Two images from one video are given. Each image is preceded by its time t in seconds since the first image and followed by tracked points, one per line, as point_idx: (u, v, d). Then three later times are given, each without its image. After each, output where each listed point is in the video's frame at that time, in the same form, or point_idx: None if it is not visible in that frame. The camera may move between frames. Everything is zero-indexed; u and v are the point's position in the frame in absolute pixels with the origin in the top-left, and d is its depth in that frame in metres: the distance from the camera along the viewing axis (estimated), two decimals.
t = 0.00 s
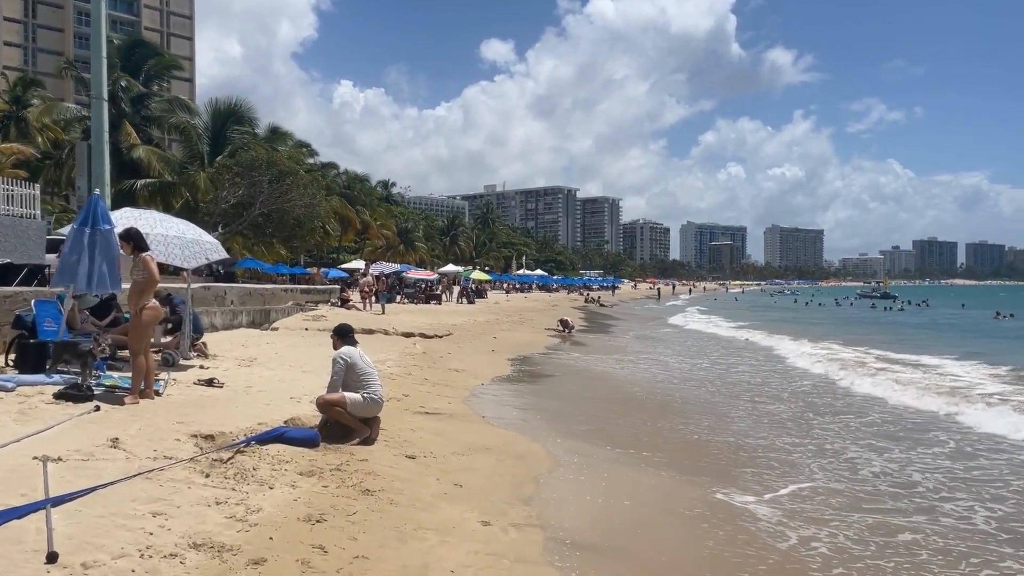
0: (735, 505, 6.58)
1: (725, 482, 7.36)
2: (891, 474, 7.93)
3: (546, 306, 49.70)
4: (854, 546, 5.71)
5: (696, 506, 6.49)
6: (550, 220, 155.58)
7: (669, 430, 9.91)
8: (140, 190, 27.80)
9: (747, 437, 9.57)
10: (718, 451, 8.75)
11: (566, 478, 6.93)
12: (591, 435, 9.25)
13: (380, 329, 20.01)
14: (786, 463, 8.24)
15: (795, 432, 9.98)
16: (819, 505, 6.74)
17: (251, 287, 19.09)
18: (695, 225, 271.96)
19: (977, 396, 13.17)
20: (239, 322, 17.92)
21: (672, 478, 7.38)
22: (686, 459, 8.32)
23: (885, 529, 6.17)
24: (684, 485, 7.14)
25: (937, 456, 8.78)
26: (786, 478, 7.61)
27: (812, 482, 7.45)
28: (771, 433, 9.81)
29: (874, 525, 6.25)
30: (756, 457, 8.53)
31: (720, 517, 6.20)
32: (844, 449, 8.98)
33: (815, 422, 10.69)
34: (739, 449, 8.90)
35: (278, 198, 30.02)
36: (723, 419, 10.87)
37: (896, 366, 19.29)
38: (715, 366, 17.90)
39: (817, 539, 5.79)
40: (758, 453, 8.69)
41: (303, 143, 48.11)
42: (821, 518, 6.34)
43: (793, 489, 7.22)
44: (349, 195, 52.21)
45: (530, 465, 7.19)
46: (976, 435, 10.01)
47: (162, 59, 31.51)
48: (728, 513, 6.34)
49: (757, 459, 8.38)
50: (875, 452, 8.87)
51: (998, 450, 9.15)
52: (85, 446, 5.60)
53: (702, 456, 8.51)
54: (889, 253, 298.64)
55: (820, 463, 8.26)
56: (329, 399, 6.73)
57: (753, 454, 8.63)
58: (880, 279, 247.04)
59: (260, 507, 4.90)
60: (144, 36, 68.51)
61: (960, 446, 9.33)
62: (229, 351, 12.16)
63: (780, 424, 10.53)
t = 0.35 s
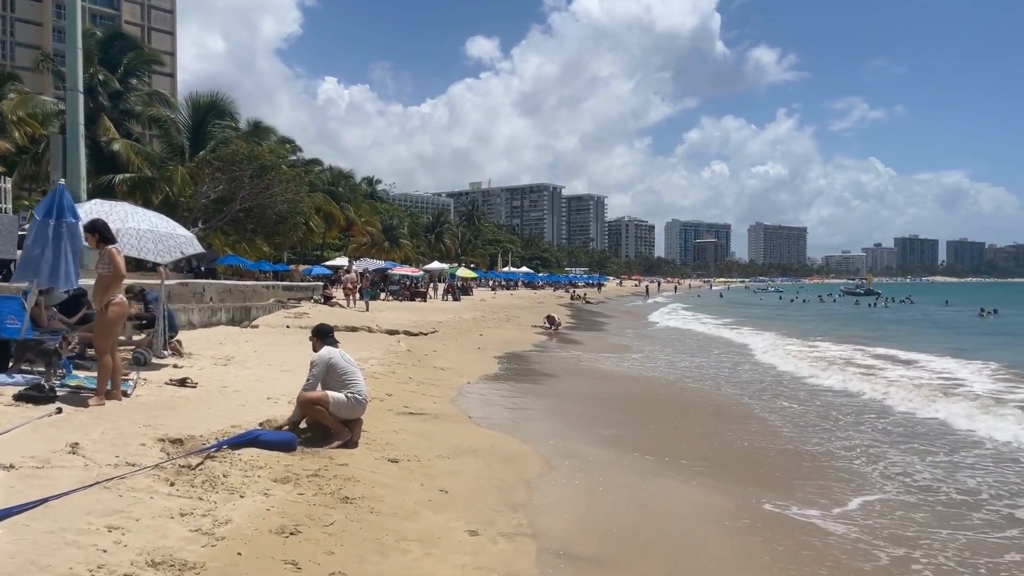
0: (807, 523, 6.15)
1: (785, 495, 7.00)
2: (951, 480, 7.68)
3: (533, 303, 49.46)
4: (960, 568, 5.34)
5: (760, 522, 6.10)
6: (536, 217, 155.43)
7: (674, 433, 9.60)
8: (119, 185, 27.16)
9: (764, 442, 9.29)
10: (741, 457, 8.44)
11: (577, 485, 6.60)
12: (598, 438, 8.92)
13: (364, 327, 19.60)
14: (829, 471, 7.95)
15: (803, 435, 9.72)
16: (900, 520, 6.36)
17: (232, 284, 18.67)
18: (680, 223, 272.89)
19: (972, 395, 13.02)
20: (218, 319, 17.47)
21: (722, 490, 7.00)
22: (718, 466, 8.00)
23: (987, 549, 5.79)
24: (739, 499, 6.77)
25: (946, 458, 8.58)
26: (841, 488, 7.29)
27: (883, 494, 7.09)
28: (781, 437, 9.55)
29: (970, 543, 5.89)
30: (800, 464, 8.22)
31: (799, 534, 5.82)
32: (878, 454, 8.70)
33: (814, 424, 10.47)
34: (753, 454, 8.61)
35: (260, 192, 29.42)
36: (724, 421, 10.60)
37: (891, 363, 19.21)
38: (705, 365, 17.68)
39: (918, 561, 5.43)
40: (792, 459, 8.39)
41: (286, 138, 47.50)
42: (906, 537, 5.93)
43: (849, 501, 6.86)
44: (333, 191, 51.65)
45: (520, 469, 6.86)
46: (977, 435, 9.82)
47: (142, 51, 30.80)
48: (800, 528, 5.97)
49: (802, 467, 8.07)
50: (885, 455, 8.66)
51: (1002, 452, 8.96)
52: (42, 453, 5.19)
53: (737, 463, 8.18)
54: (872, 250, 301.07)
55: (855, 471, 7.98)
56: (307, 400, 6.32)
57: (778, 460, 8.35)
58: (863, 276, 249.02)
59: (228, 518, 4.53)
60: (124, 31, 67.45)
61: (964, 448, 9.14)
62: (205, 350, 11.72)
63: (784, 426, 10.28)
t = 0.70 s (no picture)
0: (892, 551, 5.81)
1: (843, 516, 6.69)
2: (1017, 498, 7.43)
3: (518, 304, 49.16)
4: None
5: (835, 549, 5.77)
6: (521, 218, 155.19)
7: (679, 444, 9.28)
8: (96, 184, 26.45)
9: (783, 452, 9.02)
10: (766, 471, 8.15)
11: (609, 509, 6.19)
12: (611, 451, 8.54)
13: (346, 330, 19.14)
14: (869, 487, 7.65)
15: (810, 446, 9.45)
16: (1001, 548, 6.03)
17: (209, 286, 18.16)
18: (664, 224, 273.72)
19: (965, 399, 12.86)
20: (195, 322, 16.95)
21: (775, 512, 6.67)
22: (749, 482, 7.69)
23: None
24: (795, 521, 6.45)
25: (952, 472, 8.35)
26: (895, 506, 7.01)
27: (974, 519, 6.74)
28: (792, 448, 9.27)
29: None
30: (837, 479, 7.94)
31: (891, 566, 5.49)
32: (922, 469, 8.45)
33: (814, 433, 10.21)
34: (787, 468, 8.29)
35: (240, 191, 28.76)
36: (724, 429, 10.31)
37: (883, 365, 19.12)
38: (695, 369, 17.42)
39: None
40: (822, 474, 8.11)
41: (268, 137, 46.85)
42: (1014, 569, 5.57)
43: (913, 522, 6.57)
44: (315, 191, 51.01)
45: (509, 484, 6.46)
46: (976, 444, 9.63)
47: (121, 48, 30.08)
48: (888, 559, 5.64)
49: (841, 482, 7.80)
50: (895, 468, 8.41)
51: (1015, 462, 8.78)
52: None
53: (768, 478, 7.88)
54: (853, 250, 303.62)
55: (893, 485, 7.73)
56: (276, 412, 5.90)
57: (808, 475, 8.06)
58: (845, 275, 251.04)
59: (187, 549, 4.12)
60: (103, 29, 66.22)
61: (967, 459, 8.93)
62: (178, 356, 11.21)
63: (787, 435, 10.02)
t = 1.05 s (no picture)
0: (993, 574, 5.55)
1: (896, 530, 6.45)
2: None
3: (510, 303, 48.74)
4: None
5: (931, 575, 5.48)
6: (512, 217, 154.62)
7: (690, 449, 8.97)
8: (80, 181, 25.85)
9: (801, 457, 8.77)
10: (791, 478, 7.87)
11: (650, 530, 5.82)
12: (647, 460, 8.16)
13: (335, 329, 18.68)
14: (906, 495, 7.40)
15: (823, 449, 9.17)
16: None
17: (193, 285, 17.66)
18: (656, 223, 273.78)
19: (966, 399, 12.63)
20: (178, 322, 16.46)
21: (821, 528, 6.40)
22: (783, 491, 7.41)
23: None
24: (846, 539, 6.19)
25: (966, 477, 8.10)
26: (939, 516, 6.80)
27: None
28: (820, 454, 8.96)
29: None
30: (868, 486, 7.70)
31: None
32: (977, 475, 8.20)
33: (820, 436, 9.93)
34: (837, 477, 7.99)
35: (227, 187, 28.07)
36: (731, 432, 10.00)
37: (882, 364, 18.86)
38: (694, 370, 17.11)
39: None
40: (850, 480, 7.86)
41: (256, 134, 46.24)
42: None
43: (967, 535, 6.36)
44: (305, 189, 50.40)
45: (509, 495, 6.07)
46: (983, 447, 9.37)
47: (106, 43, 29.47)
48: None
49: (888, 491, 7.52)
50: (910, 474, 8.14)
51: None
52: None
53: (796, 486, 7.61)
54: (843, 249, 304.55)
55: (925, 490, 7.54)
56: (252, 418, 5.51)
57: (849, 484, 7.75)
58: (835, 275, 251.71)
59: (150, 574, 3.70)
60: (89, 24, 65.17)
61: (977, 462, 8.66)
62: (157, 357, 10.74)
63: (795, 438, 9.75)
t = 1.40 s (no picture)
0: None
1: (912, 538, 6.19)
2: None
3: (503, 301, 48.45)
4: None
5: None
6: (505, 215, 154.26)
7: (692, 453, 8.69)
8: (67, 177, 25.37)
9: (812, 462, 8.43)
10: (800, 483, 7.61)
11: (658, 542, 5.53)
12: (651, 468, 7.80)
13: (324, 328, 18.30)
14: (921, 500, 7.15)
15: (830, 452, 8.92)
16: None
17: (179, 283, 17.25)
18: (649, 221, 273.85)
19: (970, 400, 12.37)
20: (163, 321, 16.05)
21: (836, 537, 6.13)
22: (794, 497, 7.13)
23: None
24: (863, 548, 5.92)
25: (979, 479, 7.83)
26: (964, 527, 6.46)
27: None
28: (832, 459, 8.62)
29: None
30: (880, 490, 7.45)
31: None
32: (992, 477, 7.89)
33: (824, 438, 9.68)
34: (851, 484, 7.64)
35: (215, 183, 27.56)
36: (735, 436, 9.72)
37: (879, 363, 18.65)
38: (690, 370, 16.83)
39: None
40: (865, 487, 7.52)
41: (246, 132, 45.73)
42: None
43: (987, 542, 6.10)
44: (297, 187, 49.91)
45: (505, 507, 5.72)
46: (993, 448, 9.10)
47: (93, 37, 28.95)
48: None
49: (907, 498, 7.19)
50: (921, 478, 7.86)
51: None
52: None
53: (806, 491, 7.35)
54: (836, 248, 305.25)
55: (941, 495, 7.28)
56: (227, 426, 5.15)
57: (867, 492, 7.42)
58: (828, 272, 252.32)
59: None
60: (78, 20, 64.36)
61: (989, 464, 8.38)
62: (137, 358, 10.35)
63: (799, 440, 9.50)
